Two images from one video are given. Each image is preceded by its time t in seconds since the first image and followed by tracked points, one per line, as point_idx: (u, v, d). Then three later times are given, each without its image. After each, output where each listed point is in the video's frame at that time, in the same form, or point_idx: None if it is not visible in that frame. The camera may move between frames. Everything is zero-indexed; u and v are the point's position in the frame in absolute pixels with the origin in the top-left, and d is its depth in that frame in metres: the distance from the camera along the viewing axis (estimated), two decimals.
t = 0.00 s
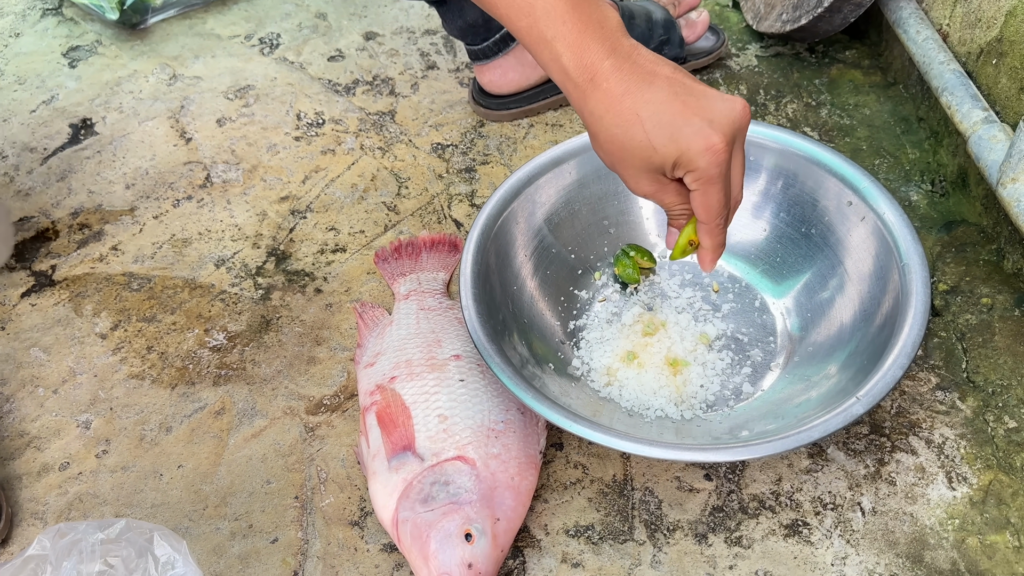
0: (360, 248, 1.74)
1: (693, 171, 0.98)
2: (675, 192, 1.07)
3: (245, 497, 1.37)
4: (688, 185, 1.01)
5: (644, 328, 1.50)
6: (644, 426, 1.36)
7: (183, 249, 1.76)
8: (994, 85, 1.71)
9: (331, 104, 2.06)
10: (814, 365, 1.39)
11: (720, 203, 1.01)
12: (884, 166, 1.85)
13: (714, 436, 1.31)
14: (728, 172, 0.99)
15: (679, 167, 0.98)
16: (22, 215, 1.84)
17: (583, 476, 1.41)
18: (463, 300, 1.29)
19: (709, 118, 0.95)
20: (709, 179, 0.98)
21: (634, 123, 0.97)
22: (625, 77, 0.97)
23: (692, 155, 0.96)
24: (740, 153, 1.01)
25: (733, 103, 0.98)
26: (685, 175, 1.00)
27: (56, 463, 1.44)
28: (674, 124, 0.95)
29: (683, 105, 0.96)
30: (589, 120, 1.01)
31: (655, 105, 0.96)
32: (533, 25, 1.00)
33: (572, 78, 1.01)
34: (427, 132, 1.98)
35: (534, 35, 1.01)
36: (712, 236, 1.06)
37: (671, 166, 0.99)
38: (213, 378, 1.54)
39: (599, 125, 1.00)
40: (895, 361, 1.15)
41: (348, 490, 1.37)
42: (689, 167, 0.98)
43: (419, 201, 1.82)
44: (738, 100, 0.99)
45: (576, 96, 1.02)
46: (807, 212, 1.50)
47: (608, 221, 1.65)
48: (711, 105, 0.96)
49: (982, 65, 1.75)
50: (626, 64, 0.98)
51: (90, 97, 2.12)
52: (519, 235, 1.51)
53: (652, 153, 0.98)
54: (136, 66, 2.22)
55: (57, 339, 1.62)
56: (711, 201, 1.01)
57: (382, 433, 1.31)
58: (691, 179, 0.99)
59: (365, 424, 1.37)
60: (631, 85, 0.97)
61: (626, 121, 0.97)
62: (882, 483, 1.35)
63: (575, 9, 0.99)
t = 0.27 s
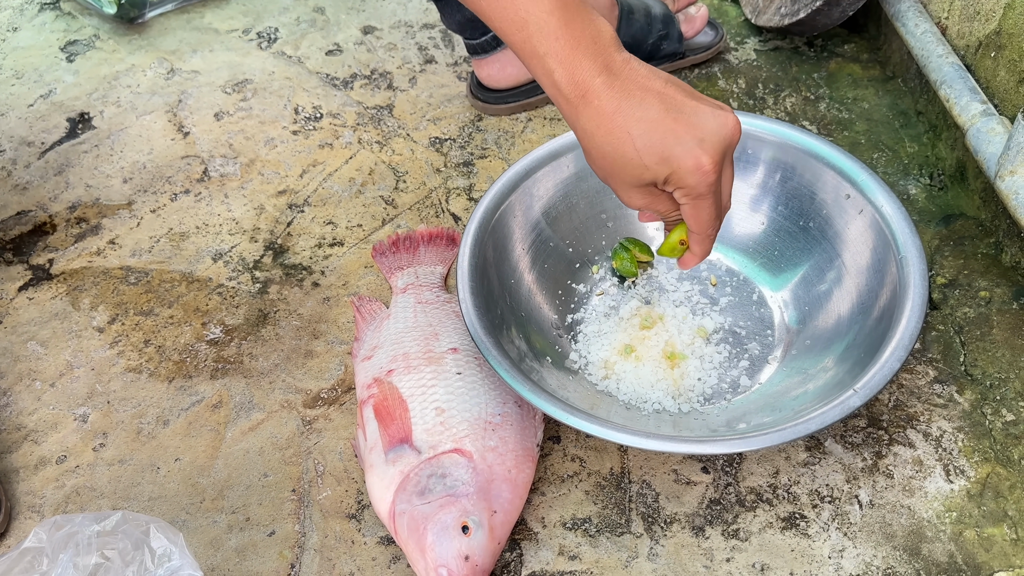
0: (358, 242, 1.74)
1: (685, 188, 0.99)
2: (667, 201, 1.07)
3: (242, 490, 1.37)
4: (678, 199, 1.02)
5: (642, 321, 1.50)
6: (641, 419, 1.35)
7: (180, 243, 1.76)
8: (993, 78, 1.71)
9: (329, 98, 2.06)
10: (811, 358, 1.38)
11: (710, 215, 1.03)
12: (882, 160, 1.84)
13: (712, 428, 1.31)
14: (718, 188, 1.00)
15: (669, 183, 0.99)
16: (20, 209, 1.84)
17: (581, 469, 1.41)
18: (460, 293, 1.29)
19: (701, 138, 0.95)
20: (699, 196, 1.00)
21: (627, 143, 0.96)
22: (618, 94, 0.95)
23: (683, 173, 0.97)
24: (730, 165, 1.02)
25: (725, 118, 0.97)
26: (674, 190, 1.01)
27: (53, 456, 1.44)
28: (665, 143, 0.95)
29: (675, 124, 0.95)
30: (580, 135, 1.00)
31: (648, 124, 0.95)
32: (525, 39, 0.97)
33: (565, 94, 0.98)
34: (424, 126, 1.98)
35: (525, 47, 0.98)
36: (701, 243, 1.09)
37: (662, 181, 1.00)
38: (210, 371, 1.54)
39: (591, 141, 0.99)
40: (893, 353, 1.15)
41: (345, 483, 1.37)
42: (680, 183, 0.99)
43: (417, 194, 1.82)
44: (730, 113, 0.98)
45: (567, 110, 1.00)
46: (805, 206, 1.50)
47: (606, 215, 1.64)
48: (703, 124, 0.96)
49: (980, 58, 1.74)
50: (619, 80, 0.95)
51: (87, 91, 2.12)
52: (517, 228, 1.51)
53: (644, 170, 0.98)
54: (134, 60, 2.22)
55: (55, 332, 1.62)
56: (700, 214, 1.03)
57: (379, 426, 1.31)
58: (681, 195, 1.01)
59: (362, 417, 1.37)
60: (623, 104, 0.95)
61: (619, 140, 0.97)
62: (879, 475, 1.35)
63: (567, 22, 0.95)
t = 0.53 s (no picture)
0: (357, 239, 1.74)
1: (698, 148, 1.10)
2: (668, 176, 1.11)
3: (242, 487, 1.37)
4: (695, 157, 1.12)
5: (642, 318, 1.49)
6: (641, 417, 1.35)
7: (180, 240, 1.76)
8: (994, 75, 1.70)
9: (329, 95, 2.05)
10: (811, 355, 1.38)
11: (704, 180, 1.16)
12: (883, 157, 1.84)
13: (712, 426, 1.31)
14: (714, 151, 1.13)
15: (688, 144, 1.08)
16: (19, 206, 1.84)
17: (580, 467, 1.41)
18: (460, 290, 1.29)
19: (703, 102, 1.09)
20: (707, 157, 1.11)
21: (658, 102, 1.02)
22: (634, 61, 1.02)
23: (700, 133, 1.08)
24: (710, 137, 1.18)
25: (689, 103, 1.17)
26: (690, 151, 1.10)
27: (53, 454, 1.44)
28: (684, 104, 1.05)
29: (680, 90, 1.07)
30: (609, 98, 1.00)
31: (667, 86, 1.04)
32: (546, 7, 0.95)
33: (590, 59, 0.99)
34: (424, 122, 1.97)
35: (542, 18, 0.96)
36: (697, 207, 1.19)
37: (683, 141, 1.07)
38: (210, 368, 1.53)
39: (622, 103, 1.01)
40: (893, 351, 1.15)
41: (345, 481, 1.37)
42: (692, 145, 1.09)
43: (417, 191, 1.81)
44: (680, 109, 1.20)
45: (591, 78, 1.00)
46: (805, 203, 1.49)
47: (606, 212, 1.64)
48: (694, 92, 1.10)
49: (982, 55, 1.74)
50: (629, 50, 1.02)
51: (87, 88, 2.12)
52: (517, 226, 1.51)
53: (671, 131, 1.05)
54: (134, 57, 2.21)
55: (54, 330, 1.61)
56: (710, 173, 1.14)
57: (379, 423, 1.31)
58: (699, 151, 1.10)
59: (362, 414, 1.37)
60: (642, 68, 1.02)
61: (649, 102, 1.02)
62: (879, 473, 1.35)
63: None
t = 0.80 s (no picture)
0: (357, 235, 1.73)
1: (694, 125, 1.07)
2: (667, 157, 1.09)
3: (241, 483, 1.37)
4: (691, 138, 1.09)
5: (643, 315, 1.49)
6: (642, 414, 1.35)
7: (180, 236, 1.75)
8: (997, 70, 1.69)
9: (329, 90, 2.05)
10: (813, 352, 1.38)
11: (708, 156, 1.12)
12: (885, 153, 1.83)
13: (713, 423, 1.30)
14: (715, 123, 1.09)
15: (681, 122, 1.06)
16: (18, 202, 1.84)
17: (581, 463, 1.41)
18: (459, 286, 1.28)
19: (692, 76, 1.07)
20: (704, 132, 1.08)
21: (638, 84, 1.03)
22: (615, 48, 1.04)
23: (692, 107, 1.05)
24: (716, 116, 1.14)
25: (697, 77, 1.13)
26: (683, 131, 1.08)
27: (52, 450, 1.43)
28: (672, 81, 1.05)
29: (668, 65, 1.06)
30: (588, 92, 1.04)
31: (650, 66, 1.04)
32: (528, 6, 1.01)
33: (570, 56, 1.03)
34: (425, 118, 1.96)
35: (525, 18, 1.02)
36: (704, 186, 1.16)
37: (673, 122, 1.06)
38: (209, 364, 1.53)
39: (600, 95, 1.04)
40: (895, 348, 1.14)
41: (344, 477, 1.36)
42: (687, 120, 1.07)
43: (417, 187, 1.81)
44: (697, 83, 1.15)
45: (572, 73, 1.04)
46: (807, 199, 1.49)
47: (607, 208, 1.63)
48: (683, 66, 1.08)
49: (985, 50, 1.73)
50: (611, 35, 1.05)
51: (86, 83, 2.11)
52: (517, 222, 1.50)
53: (659, 114, 1.04)
54: (133, 52, 2.20)
55: (53, 326, 1.61)
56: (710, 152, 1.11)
57: (378, 420, 1.31)
58: (693, 130, 1.08)
59: (362, 411, 1.36)
60: (622, 53, 1.04)
61: (628, 85, 1.03)
62: (881, 470, 1.35)
63: None
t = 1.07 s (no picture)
0: (359, 231, 1.73)
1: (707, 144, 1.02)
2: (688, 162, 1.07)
3: (243, 480, 1.36)
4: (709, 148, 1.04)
5: (645, 311, 1.48)
6: (644, 410, 1.34)
7: (181, 232, 1.75)
8: (1001, 66, 1.68)
9: (330, 86, 2.04)
10: (816, 348, 1.37)
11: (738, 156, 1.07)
12: (889, 149, 1.82)
13: (715, 420, 1.30)
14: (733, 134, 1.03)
15: (692, 137, 1.02)
16: (20, 197, 1.83)
17: (583, 460, 1.40)
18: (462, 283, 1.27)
19: (702, 85, 1.00)
20: (720, 143, 1.03)
21: (644, 104, 0.98)
22: (620, 65, 0.98)
23: (703, 120, 1.00)
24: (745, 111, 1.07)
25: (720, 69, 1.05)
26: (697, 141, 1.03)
27: (53, 446, 1.43)
28: (679, 96, 0.99)
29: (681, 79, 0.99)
30: (596, 114, 1.01)
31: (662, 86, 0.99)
32: (533, 24, 0.96)
33: (574, 78, 0.99)
34: (426, 114, 1.96)
35: (530, 36, 0.98)
36: (734, 185, 1.11)
37: (686, 136, 1.01)
38: (211, 361, 1.53)
39: (607, 117, 1.00)
40: (899, 345, 1.13)
41: (346, 474, 1.36)
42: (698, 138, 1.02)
43: (419, 183, 1.80)
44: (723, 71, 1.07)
45: (578, 95, 1.00)
46: (811, 195, 1.48)
47: (610, 204, 1.63)
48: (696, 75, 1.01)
49: (989, 46, 1.72)
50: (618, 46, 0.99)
51: (87, 79, 2.11)
52: (519, 218, 1.50)
53: (665, 131, 1.00)
54: (134, 48, 2.20)
55: (55, 321, 1.61)
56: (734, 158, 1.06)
57: (381, 417, 1.30)
58: (709, 142, 1.03)
59: (364, 407, 1.36)
60: (628, 73, 0.98)
61: (635, 106, 0.98)
62: (884, 467, 1.34)
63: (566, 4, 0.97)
